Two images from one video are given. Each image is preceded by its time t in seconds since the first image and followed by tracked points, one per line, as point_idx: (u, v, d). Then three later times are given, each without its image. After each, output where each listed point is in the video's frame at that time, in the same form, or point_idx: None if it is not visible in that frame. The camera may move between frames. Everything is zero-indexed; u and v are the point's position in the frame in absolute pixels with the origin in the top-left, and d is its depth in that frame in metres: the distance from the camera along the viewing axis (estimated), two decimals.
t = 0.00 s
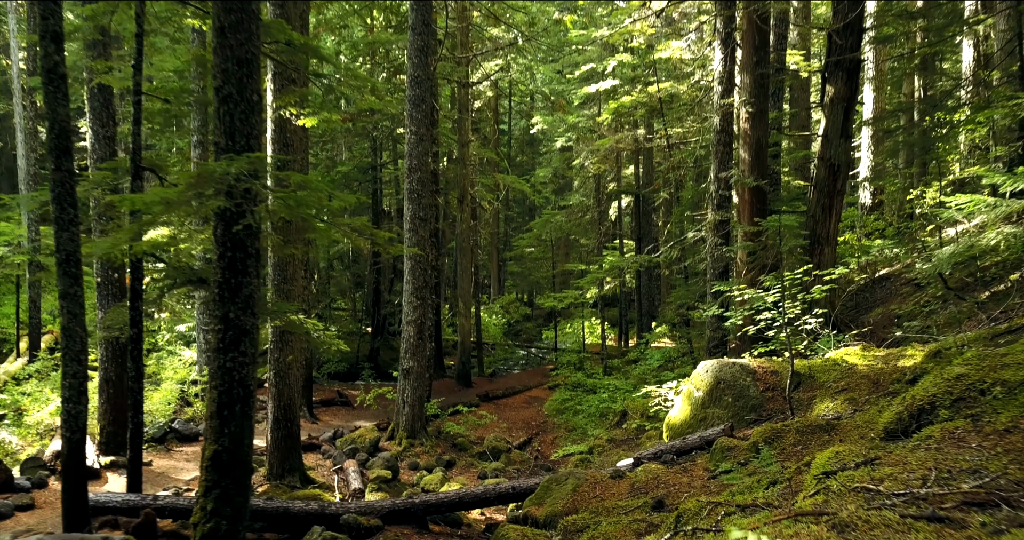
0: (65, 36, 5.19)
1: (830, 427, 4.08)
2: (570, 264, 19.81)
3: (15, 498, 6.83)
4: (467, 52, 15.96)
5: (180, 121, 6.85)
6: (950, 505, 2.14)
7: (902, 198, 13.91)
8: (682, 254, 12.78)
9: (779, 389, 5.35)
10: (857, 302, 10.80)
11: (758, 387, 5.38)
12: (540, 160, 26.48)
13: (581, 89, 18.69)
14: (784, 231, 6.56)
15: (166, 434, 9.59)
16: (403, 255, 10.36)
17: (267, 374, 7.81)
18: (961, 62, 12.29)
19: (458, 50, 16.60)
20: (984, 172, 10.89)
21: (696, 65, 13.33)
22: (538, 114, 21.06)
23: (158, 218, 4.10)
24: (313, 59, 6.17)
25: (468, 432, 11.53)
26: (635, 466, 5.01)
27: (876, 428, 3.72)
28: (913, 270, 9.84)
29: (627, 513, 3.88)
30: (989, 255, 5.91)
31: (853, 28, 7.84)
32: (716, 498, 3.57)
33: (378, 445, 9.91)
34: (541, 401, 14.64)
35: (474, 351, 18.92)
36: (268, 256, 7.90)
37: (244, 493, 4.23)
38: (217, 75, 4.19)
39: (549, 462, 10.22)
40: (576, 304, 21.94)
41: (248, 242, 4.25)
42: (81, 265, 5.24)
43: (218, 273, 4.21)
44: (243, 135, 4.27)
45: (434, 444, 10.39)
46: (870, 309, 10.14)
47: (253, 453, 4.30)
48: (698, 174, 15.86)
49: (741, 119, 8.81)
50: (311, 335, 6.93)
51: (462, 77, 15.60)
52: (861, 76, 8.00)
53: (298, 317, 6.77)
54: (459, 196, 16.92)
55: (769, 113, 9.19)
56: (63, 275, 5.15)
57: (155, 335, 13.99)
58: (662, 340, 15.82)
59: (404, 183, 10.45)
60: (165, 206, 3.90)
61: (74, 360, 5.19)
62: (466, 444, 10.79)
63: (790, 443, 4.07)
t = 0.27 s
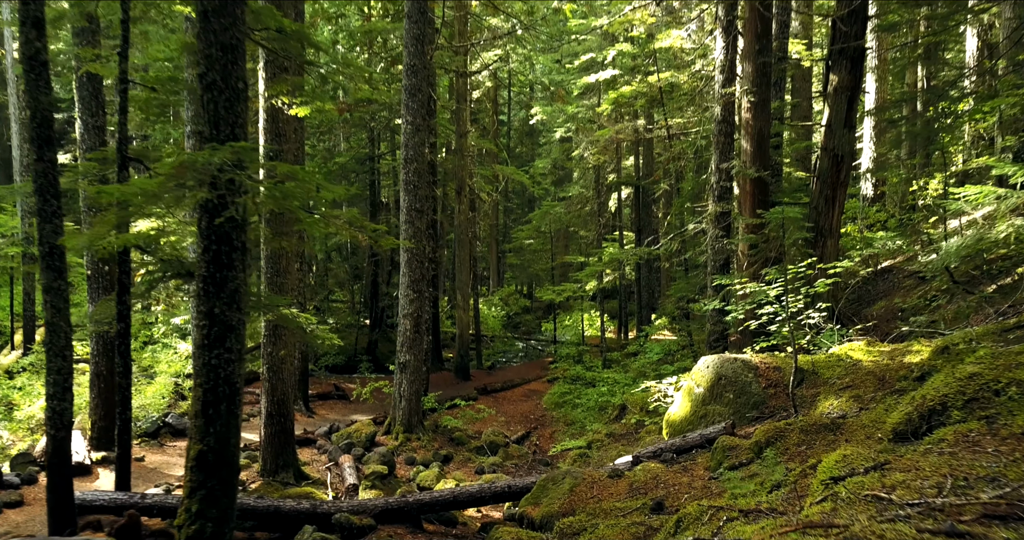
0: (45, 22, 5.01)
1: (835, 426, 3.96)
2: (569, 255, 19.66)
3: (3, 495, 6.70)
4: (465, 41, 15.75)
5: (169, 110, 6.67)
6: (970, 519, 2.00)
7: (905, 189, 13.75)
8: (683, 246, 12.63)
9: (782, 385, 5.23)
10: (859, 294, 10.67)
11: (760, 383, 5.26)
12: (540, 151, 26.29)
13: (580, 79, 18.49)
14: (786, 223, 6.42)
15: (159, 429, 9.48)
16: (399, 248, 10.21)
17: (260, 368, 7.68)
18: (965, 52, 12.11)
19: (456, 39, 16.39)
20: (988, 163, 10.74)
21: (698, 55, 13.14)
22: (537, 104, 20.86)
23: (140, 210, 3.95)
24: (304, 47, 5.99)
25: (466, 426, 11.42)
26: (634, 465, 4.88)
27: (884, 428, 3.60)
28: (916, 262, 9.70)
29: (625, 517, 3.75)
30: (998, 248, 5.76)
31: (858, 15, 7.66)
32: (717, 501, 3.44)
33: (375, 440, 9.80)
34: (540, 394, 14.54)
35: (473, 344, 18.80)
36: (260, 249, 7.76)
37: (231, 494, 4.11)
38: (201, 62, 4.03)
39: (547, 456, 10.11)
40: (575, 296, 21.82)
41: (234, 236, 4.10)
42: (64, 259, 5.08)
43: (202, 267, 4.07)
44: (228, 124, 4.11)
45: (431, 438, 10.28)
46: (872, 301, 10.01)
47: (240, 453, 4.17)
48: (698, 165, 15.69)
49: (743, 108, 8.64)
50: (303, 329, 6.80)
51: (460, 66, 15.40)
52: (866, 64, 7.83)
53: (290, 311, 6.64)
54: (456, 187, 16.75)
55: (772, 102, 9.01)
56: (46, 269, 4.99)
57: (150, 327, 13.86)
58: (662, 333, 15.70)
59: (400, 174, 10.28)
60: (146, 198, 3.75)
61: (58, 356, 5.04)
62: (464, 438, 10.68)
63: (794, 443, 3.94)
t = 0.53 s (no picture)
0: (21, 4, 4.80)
1: (841, 426, 3.81)
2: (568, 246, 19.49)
3: None
4: (463, 28, 15.51)
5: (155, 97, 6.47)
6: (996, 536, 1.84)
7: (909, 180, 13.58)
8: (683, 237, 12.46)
9: (785, 381, 5.07)
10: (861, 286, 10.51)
11: (762, 379, 5.10)
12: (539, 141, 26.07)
13: (579, 67, 18.25)
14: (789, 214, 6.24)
15: (152, 422, 9.34)
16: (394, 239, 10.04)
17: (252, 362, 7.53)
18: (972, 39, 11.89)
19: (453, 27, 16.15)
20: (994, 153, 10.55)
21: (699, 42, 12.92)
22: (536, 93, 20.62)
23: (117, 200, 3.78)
24: (294, 31, 5.79)
25: (463, 419, 11.29)
26: (633, 464, 4.73)
27: (894, 429, 3.45)
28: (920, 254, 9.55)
29: (622, 522, 3.60)
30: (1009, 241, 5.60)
31: None
32: (719, 507, 3.30)
33: (370, 433, 9.66)
34: (538, 386, 14.41)
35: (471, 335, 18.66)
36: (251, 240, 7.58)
37: (214, 496, 3.96)
38: (180, 45, 3.84)
39: (545, 450, 10.00)
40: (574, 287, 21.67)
41: (216, 228, 3.94)
42: (43, 251, 4.90)
43: (183, 260, 3.90)
44: (210, 110, 3.92)
45: (427, 431, 10.15)
46: (875, 293, 9.86)
47: (223, 453, 4.02)
48: (699, 154, 15.48)
49: (746, 96, 8.44)
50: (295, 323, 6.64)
51: (457, 54, 15.16)
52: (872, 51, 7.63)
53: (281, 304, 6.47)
54: (454, 177, 16.57)
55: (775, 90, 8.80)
56: (24, 261, 4.81)
57: (144, 319, 13.69)
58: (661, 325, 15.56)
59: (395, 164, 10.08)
60: (122, 188, 3.57)
61: (38, 351, 4.87)
62: (461, 431, 10.54)
63: (800, 444, 3.80)
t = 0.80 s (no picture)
0: None
1: (847, 426, 3.69)
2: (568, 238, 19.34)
3: None
4: (461, 17, 15.29)
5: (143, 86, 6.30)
6: None
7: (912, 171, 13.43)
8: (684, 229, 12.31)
9: (788, 378, 4.94)
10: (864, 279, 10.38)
11: (765, 375, 4.97)
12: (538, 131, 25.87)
13: (579, 57, 18.04)
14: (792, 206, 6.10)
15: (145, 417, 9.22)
16: (391, 231, 9.89)
17: (244, 356, 7.40)
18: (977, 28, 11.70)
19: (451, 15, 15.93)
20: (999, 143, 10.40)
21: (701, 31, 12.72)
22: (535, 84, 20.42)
23: (95, 192, 3.63)
24: (285, 17, 5.62)
25: (461, 413, 11.18)
26: (632, 464, 4.60)
27: (902, 430, 3.32)
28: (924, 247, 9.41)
29: (621, 526, 3.46)
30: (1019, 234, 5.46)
31: None
32: (721, 512, 3.18)
33: (366, 428, 9.55)
34: (537, 379, 14.30)
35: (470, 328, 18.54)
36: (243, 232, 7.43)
37: (199, 498, 3.83)
38: (161, 31, 3.68)
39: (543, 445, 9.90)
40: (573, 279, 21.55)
41: (200, 220, 3.79)
42: (25, 244, 4.74)
43: (165, 255, 3.76)
44: (192, 98, 3.77)
45: (424, 426, 10.05)
46: (878, 286, 9.73)
47: (209, 453, 3.89)
48: (700, 145, 15.31)
49: (748, 85, 8.29)
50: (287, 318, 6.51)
51: (455, 43, 14.94)
52: (877, 39, 7.49)
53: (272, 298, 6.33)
54: (453, 168, 16.41)
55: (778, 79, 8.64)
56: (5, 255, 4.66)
57: (139, 312, 13.55)
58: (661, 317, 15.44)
59: (391, 155, 9.92)
60: (99, 179, 3.42)
61: (21, 347, 4.72)
62: (459, 426, 10.43)
63: (804, 445, 3.67)
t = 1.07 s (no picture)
0: None
1: (854, 427, 3.56)
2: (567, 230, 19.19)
3: None
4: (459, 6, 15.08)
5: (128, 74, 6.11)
6: None
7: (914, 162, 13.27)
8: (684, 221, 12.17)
9: (792, 375, 4.81)
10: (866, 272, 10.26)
11: (768, 372, 4.84)
12: (537, 122, 25.70)
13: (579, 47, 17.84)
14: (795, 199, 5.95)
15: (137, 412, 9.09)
16: (386, 223, 9.74)
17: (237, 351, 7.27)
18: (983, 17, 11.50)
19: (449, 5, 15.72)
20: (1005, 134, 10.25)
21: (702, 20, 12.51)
22: (535, 74, 20.22)
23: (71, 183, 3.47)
24: (275, 3, 5.45)
25: (458, 407, 11.06)
26: (630, 463, 4.47)
27: (912, 433, 3.19)
28: (928, 239, 9.27)
29: (620, 531, 3.32)
30: None
31: None
32: (724, 519, 3.05)
33: (362, 423, 9.43)
34: (535, 372, 14.19)
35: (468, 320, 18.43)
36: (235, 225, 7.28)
37: (183, 501, 3.69)
38: (139, 14, 3.52)
39: (541, 440, 9.79)
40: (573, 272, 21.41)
41: (182, 213, 3.65)
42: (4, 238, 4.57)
43: (146, 249, 3.61)
44: (174, 86, 3.61)
45: (421, 420, 9.93)
46: (880, 279, 9.61)
47: (193, 454, 3.76)
48: (700, 136, 15.16)
49: (750, 74, 8.12)
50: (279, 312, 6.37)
51: (453, 33, 14.75)
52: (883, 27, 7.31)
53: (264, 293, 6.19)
54: (451, 160, 16.24)
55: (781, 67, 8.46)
56: None
57: (134, 305, 13.39)
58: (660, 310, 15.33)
59: (386, 145, 9.75)
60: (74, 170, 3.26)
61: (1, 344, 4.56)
62: (456, 420, 10.32)
63: (809, 447, 3.54)
